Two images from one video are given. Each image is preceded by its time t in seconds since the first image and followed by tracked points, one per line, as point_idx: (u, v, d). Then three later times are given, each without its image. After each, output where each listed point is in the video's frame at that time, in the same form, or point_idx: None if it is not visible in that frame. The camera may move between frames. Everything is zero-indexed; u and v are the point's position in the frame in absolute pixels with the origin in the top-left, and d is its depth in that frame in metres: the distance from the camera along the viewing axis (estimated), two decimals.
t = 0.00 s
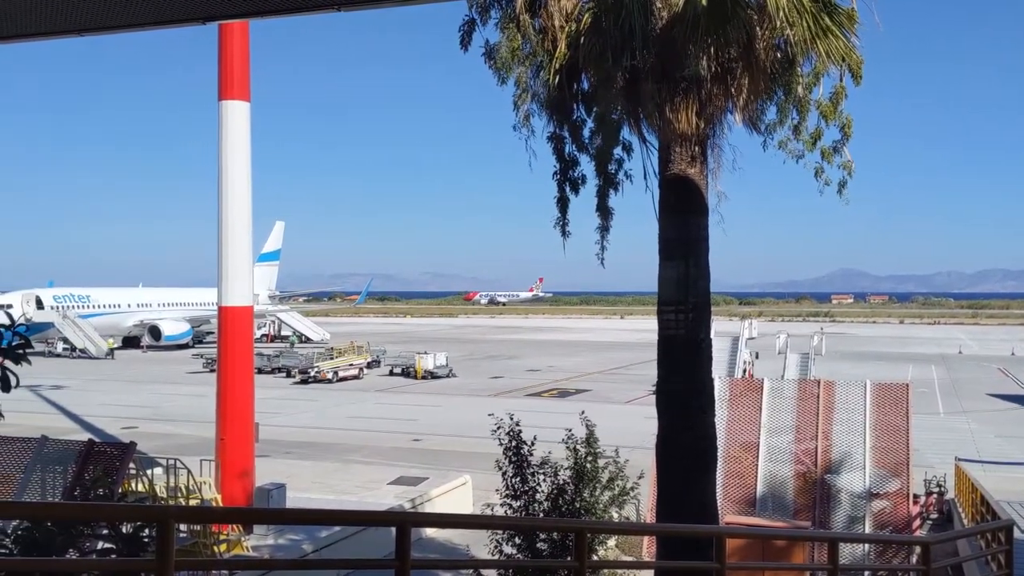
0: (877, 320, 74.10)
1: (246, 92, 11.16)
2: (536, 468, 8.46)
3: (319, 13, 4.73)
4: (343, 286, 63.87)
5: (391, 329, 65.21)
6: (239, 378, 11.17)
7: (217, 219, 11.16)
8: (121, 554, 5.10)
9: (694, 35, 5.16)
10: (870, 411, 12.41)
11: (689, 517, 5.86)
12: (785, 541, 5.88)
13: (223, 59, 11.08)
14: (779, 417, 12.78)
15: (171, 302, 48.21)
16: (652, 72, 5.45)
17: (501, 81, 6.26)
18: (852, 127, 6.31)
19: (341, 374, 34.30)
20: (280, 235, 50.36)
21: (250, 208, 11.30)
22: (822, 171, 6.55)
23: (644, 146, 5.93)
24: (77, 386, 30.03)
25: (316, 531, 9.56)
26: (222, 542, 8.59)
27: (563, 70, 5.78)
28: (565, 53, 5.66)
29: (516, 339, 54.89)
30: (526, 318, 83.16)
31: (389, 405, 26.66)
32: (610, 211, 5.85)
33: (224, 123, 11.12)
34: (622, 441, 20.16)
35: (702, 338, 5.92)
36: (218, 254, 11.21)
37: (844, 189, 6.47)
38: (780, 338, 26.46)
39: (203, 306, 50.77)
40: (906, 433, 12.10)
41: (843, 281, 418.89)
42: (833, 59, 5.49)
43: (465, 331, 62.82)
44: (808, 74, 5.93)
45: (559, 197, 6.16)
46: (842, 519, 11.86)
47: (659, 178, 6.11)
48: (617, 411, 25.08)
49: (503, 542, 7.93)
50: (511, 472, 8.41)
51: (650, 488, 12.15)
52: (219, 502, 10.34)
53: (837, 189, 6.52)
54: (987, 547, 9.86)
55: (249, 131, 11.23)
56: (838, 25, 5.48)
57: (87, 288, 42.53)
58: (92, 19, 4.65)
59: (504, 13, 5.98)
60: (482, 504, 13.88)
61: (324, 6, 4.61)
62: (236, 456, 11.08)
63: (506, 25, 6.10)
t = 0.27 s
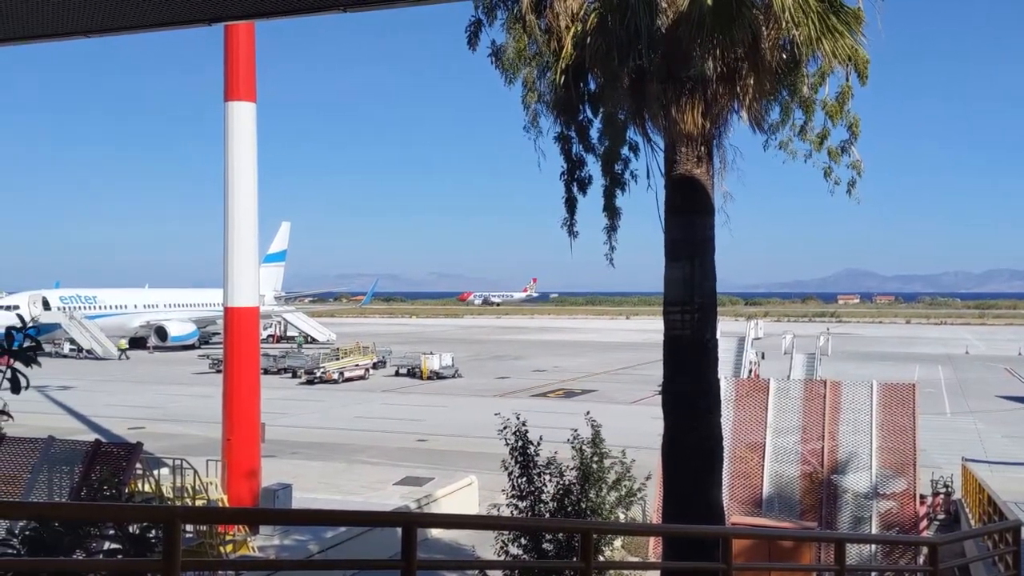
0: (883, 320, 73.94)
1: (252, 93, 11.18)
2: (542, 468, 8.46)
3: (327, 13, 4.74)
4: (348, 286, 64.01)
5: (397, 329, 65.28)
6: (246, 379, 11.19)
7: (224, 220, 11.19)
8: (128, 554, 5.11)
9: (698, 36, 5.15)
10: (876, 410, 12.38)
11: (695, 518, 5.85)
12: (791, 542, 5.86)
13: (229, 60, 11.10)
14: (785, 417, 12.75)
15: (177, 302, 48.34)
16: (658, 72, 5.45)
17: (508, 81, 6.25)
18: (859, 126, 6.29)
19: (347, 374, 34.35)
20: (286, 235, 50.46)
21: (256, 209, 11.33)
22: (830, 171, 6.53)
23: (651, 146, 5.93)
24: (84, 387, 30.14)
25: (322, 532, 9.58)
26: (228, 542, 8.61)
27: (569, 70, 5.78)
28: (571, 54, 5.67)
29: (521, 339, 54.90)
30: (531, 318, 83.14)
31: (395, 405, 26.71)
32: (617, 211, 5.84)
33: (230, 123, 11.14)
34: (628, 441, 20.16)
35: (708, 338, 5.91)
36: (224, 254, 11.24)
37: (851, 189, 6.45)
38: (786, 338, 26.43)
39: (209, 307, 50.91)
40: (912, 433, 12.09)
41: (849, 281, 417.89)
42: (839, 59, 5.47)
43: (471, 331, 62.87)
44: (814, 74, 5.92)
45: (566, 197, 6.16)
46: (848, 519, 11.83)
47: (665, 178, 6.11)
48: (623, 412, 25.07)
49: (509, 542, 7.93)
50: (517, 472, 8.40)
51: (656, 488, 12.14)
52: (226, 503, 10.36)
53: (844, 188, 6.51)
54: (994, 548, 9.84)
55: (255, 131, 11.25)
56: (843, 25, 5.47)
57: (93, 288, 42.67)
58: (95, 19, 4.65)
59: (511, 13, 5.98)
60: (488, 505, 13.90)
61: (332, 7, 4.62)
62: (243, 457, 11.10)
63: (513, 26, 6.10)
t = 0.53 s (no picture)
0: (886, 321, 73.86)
1: (254, 94, 11.19)
2: (544, 469, 8.46)
3: (330, 14, 4.74)
4: (351, 286, 64.08)
5: (400, 330, 65.30)
6: (248, 379, 11.20)
7: (226, 220, 11.19)
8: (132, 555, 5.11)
9: (701, 36, 5.15)
10: (879, 410, 12.35)
11: (698, 518, 5.85)
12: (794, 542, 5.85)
13: (232, 60, 11.11)
14: (788, 417, 12.74)
15: (180, 303, 48.39)
16: (660, 72, 5.44)
17: (511, 81, 6.24)
18: (862, 125, 6.28)
19: (350, 374, 34.36)
20: (289, 235, 50.50)
21: (259, 209, 11.34)
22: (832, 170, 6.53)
23: (653, 146, 5.93)
24: (87, 387, 30.19)
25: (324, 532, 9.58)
26: (231, 542, 8.63)
27: (572, 70, 5.78)
28: (574, 54, 5.67)
29: (524, 339, 54.89)
30: (533, 318, 83.10)
31: (398, 405, 26.74)
32: (621, 211, 5.84)
33: (232, 124, 11.15)
34: (631, 442, 20.15)
35: (711, 338, 5.90)
36: (227, 255, 11.25)
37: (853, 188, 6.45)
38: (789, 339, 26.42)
39: (211, 307, 50.96)
40: (915, 433, 12.07)
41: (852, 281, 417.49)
42: (841, 59, 5.47)
43: (473, 331, 62.89)
44: (816, 74, 5.91)
45: (570, 197, 6.16)
46: (851, 519, 11.82)
47: (667, 178, 6.11)
48: (625, 412, 25.06)
49: (511, 542, 7.93)
50: (520, 473, 8.41)
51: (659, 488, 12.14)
52: (229, 503, 10.37)
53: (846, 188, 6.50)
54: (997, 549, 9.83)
55: (257, 131, 11.26)
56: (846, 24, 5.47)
57: (96, 288, 42.73)
58: (97, 19, 4.64)
59: (513, 13, 5.96)
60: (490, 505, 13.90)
61: (336, 7, 4.62)
62: (245, 457, 11.11)
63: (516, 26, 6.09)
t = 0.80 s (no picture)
0: (888, 321, 73.84)
1: (257, 94, 11.21)
2: (546, 469, 8.46)
3: (333, 14, 4.74)
4: (353, 287, 64.12)
5: (400, 330, 65.21)
6: (251, 380, 11.21)
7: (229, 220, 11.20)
8: (135, 555, 5.11)
9: (704, 36, 5.14)
10: (882, 410, 12.34)
11: (700, 518, 5.86)
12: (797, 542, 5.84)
13: (235, 60, 11.12)
14: (790, 417, 12.73)
15: (182, 303, 48.44)
16: (663, 72, 5.44)
17: (512, 80, 6.22)
18: (862, 125, 6.28)
19: (352, 374, 34.39)
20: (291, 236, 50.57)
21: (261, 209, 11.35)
22: (832, 170, 6.54)
23: (655, 147, 5.93)
24: (89, 387, 30.23)
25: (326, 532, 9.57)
26: (233, 542, 8.64)
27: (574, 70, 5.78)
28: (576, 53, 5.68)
29: (526, 339, 54.90)
30: (535, 319, 83.08)
31: (400, 405, 26.76)
32: (623, 211, 5.84)
33: (235, 124, 11.16)
34: (633, 442, 20.16)
35: (713, 338, 5.90)
36: (230, 255, 11.26)
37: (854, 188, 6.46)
38: (791, 338, 26.42)
39: (213, 307, 50.99)
40: (918, 433, 12.06)
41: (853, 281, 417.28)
42: (843, 59, 5.47)
43: (475, 331, 62.94)
44: (818, 73, 5.90)
45: (572, 197, 6.16)
46: (854, 520, 11.80)
47: (669, 179, 6.11)
48: (627, 412, 25.07)
49: (513, 543, 7.94)
50: (522, 472, 8.41)
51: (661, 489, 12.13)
52: (231, 503, 10.37)
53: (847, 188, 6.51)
54: (1001, 548, 9.84)
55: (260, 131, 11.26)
56: (847, 24, 5.47)
57: (98, 288, 42.77)
58: (99, 19, 4.64)
59: (515, 13, 5.95)
60: (493, 505, 13.91)
61: (339, 7, 4.62)
62: (247, 458, 11.10)
63: (517, 26, 6.07)
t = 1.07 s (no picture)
0: (889, 321, 73.76)
1: (258, 94, 11.21)
2: (548, 468, 8.45)
3: (334, 14, 4.74)
4: (354, 287, 64.06)
5: (401, 329, 65.22)
6: (252, 379, 11.21)
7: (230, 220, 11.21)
8: (136, 555, 5.11)
9: (705, 36, 5.14)
10: (884, 410, 12.34)
11: (701, 518, 5.86)
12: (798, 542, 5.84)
13: (236, 59, 11.11)
14: (792, 417, 12.73)
15: (184, 302, 48.43)
16: (665, 71, 5.43)
17: (513, 79, 6.21)
18: (862, 125, 6.28)
19: (353, 374, 34.38)
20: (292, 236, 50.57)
21: (263, 209, 11.36)
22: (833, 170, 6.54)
23: (656, 146, 5.93)
24: (90, 387, 30.23)
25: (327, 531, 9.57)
26: (235, 542, 8.65)
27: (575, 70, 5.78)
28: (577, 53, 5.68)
29: (527, 339, 54.87)
30: (536, 318, 83.01)
31: (402, 405, 26.74)
32: (624, 211, 5.84)
33: (236, 124, 11.17)
34: (634, 442, 20.14)
35: (715, 338, 5.90)
36: (231, 255, 11.26)
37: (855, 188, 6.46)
38: (793, 338, 26.38)
39: (214, 307, 50.99)
40: (920, 433, 12.05)
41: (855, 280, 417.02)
42: (844, 58, 5.47)
43: (477, 331, 62.93)
44: (819, 73, 5.90)
45: (572, 197, 6.16)
46: (856, 519, 11.77)
47: (671, 178, 6.11)
48: (628, 412, 25.06)
49: (515, 542, 7.93)
50: (523, 472, 8.39)
51: (663, 489, 12.12)
52: (232, 503, 10.37)
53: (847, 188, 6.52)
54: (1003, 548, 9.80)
55: (262, 132, 11.27)
56: (848, 24, 5.47)
57: (100, 288, 42.77)
58: (100, 19, 4.64)
59: (515, 11, 5.94)
60: (495, 505, 13.91)
61: (340, 7, 4.62)
62: (248, 458, 11.10)
63: (517, 25, 6.06)
